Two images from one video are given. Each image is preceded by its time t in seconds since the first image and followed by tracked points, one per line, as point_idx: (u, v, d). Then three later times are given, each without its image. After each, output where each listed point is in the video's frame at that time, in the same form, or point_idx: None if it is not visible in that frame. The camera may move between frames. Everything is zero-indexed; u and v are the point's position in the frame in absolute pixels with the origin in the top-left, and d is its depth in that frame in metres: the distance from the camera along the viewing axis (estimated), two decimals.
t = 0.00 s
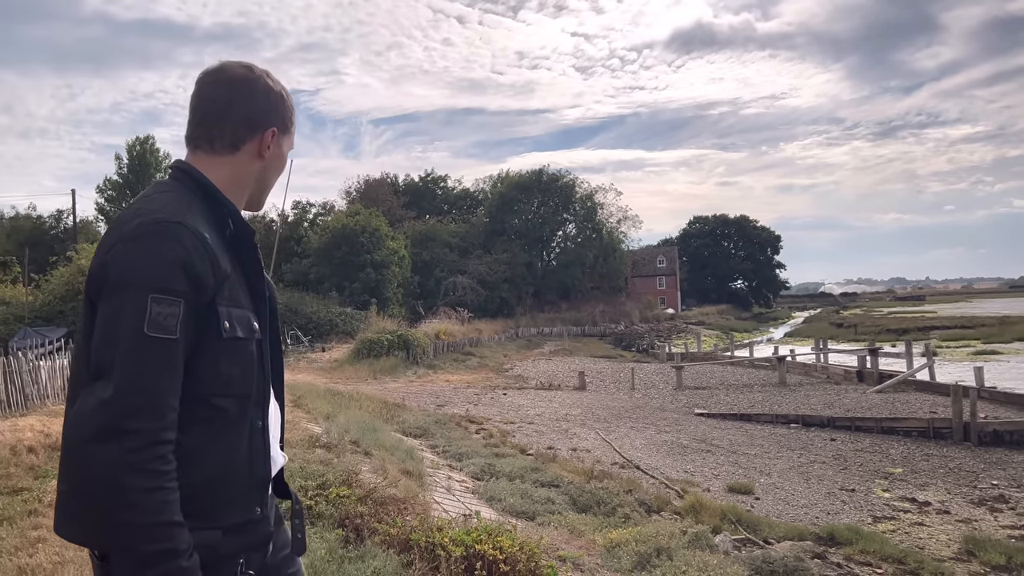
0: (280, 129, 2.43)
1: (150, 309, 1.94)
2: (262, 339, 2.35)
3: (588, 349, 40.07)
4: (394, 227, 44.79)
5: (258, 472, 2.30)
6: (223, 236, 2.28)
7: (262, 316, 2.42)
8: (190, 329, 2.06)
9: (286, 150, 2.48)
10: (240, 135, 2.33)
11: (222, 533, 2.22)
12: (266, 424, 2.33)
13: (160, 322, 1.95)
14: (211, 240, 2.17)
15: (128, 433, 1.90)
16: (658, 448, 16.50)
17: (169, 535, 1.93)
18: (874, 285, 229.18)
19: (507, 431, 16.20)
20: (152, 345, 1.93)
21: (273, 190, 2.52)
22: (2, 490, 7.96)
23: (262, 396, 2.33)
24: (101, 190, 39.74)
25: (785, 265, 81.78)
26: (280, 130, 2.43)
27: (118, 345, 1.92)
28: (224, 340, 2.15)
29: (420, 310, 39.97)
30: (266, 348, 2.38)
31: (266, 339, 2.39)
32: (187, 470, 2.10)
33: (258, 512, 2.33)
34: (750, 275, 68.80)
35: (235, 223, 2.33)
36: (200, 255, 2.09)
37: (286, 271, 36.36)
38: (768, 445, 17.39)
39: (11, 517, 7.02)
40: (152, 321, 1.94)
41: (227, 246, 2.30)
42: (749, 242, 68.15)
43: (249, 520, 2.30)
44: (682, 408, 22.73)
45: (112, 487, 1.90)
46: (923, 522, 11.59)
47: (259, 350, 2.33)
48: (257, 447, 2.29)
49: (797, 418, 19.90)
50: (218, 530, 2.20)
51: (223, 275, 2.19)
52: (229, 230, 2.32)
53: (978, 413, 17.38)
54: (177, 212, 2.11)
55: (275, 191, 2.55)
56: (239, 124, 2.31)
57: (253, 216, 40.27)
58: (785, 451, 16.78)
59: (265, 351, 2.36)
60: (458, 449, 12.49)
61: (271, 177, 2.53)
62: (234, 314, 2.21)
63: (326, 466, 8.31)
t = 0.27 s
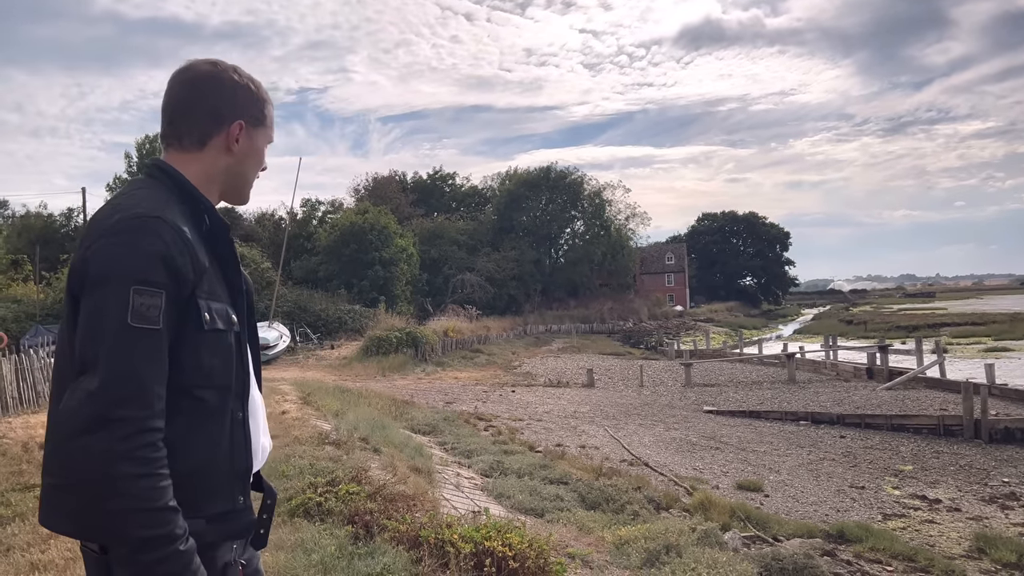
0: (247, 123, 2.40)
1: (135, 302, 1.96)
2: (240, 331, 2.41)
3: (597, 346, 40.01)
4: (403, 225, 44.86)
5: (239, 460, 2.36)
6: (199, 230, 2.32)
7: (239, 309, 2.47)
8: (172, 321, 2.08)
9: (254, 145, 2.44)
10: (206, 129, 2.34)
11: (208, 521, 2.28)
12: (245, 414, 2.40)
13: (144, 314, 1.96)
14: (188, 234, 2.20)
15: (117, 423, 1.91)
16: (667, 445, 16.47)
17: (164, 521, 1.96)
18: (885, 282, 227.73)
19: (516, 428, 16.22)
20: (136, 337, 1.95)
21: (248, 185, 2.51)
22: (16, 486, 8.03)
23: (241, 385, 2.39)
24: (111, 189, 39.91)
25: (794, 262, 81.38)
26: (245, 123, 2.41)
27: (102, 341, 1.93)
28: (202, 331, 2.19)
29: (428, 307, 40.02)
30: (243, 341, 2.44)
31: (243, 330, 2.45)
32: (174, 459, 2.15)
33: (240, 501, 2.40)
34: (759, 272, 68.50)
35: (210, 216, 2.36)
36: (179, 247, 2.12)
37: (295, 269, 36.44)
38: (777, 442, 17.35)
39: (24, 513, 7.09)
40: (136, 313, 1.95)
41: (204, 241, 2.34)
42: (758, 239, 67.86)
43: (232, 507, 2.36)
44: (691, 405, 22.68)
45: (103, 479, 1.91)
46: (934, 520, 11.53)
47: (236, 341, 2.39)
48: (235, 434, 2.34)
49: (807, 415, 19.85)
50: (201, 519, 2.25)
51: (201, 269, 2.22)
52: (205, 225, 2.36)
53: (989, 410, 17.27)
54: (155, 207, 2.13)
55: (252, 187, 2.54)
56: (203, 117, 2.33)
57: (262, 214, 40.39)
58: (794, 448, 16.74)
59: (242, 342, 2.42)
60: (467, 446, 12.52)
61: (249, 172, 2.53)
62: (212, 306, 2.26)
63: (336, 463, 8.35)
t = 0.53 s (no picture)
0: (164, 117, 2.38)
1: (111, 287, 1.98)
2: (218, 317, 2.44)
3: (601, 343, 39.99)
4: (407, 222, 44.86)
5: (232, 442, 2.42)
6: (172, 225, 2.36)
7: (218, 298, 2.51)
8: (154, 306, 2.12)
9: (170, 136, 2.37)
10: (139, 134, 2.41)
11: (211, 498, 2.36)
12: (236, 398, 2.45)
13: (123, 297, 1.99)
14: (160, 225, 2.24)
15: (116, 397, 1.92)
16: (671, 442, 16.46)
17: (182, 480, 2.00)
18: (891, 278, 226.80)
19: (520, 425, 16.25)
20: (118, 320, 1.97)
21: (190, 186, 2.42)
22: (22, 482, 8.07)
23: (226, 371, 2.45)
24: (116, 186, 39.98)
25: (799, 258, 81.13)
26: (164, 117, 2.38)
27: (85, 328, 1.95)
28: (181, 317, 2.22)
29: (432, 304, 40.06)
30: (223, 328, 2.47)
31: (224, 320, 2.51)
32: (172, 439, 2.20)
33: (237, 481, 2.46)
34: (764, 268, 68.31)
35: (182, 213, 2.40)
36: (154, 235, 2.17)
37: (299, 266, 36.49)
38: (781, 438, 17.33)
39: (29, 509, 7.12)
40: (115, 296, 1.98)
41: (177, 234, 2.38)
42: (763, 235, 67.67)
43: (230, 489, 2.43)
44: (696, 401, 22.67)
45: (111, 452, 1.93)
46: (939, 516, 11.51)
47: (217, 329, 2.44)
48: (225, 417, 2.40)
49: (812, 411, 19.81)
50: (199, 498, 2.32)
51: (177, 255, 2.25)
52: (178, 221, 2.39)
53: (994, 407, 17.21)
54: (126, 202, 2.17)
55: (205, 186, 2.48)
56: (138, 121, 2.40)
57: (266, 212, 40.44)
58: (798, 444, 16.72)
59: (225, 331, 2.48)
60: (471, 442, 12.54)
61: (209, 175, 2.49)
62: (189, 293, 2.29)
63: (340, 459, 8.37)
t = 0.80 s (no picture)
0: (142, 128, 2.58)
1: (68, 290, 2.15)
2: (194, 314, 2.51)
3: (602, 339, 40.00)
4: (408, 218, 44.81)
5: (204, 433, 2.49)
6: (146, 228, 2.47)
7: (200, 296, 2.59)
8: (114, 305, 2.24)
9: (146, 147, 2.58)
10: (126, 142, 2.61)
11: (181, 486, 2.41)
12: (209, 392, 2.52)
13: (78, 298, 2.16)
14: (126, 227, 2.37)
15: (68, 390, 2.09)
16: (672, 437, 16.48)
17: (129, 467, 2.15)
18: (892, 273, 226.47)
19: (521, 420, 16.27)
20: (71, 321, 2.14)
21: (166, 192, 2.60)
22: (24, 478, 8.08)
23: (200, 365, 2.51)
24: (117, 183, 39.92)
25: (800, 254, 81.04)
26: (142, 128, 2.59)
27: (46, 325, 2.14)
28: (147, 314, 2.33)
29: (433, 300, 40.06)
30: (202, 325, 2.55)
31: (201, 315, 2.57)
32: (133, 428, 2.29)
33: (207, 471, 2.52)
34: (765, 264, 68.23)
35: (159, 216, 2.51)
36: (115, 239, 2.29)
37: (300, 262, 36.47)
38: (782, 433, 17.34)
39: (31, 505, 7.15)
40: (71, 298, 2.15)
41: (153, 235, 2.49)
42: (764, 230, 67.59)
43: (199, 478, 2.50)
44: (697, 397, 22.69)
45: (62, 440, 2.11)
46: (939, 510, 11.52)
47: (196, 324, 2.53)
48: (197, 409, 2.47)
49: (813, 406, 19.82)
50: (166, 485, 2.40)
51: (143, 258, 2.36)
52: (153, 223, 2.50)
53: (995, 401, 17.21)
54: (91, 208, 2.34)
55: (184, 192, 2.66)
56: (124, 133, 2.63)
57: (267, 208, 40.40)
58: (799, 439, 16.72)
59: (202, 326, 2.54)
60: (472, 438, 12.55)
61: (184, 178, 2.64)
62: (159, 291, 2.39)
63: (341, 455, 8.39)
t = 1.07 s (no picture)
0: (142, 132, 2.61)
1: (43, 278, 2.21)
2: (179, 311, 2.52)
3: (601, 333, 40.01)
4: (407, 213, 44.76)
5: (175, 424, 2.46)
6: (135, 224, 2.50)
7: (188, 294, 2.59)
8: (92, 297, 2.28)
9: (146, 149, 2.60)
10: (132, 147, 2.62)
11: (144, 476, 2.38)
12: (187, 386, 2.50)
13: (53, 288, 2.20)
14: (111, 223, 2.41)
15: (23, 378, 2.15)
16: (671, 432, 16.49)
17: (52, 464, 2.17)
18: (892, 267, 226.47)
19: (521, 415, 16.29)
20: (44, 310, 2.19)
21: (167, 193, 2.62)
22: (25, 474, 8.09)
23: (183, 360, 2.51)
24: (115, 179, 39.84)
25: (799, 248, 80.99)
26: (142, 133, 2.62)
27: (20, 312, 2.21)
28: (124, 308, 2.35)
29: (433, 295, 40.07)
30: (188, 322, 2.54)
31: (190, 310, 2.58)
32: (91, 419, 2.31)
33: (176, 460, 2.47)
34: (765, 258, 68.23)
35: (152, 215, 2.55)
36: (94, 233, 2.33)
37: (300, 257, 36.45)
38: (782, 427, 17.35)
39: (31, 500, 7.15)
40: (46, 287, 2.20)
41: (142, 232, 2.51)
42: (763, 225, 67.58)
43: (165, 466, 2.44)
44: (696, 391, 22.71)
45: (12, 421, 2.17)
46: (938, 504, 11.55)
47: (183, 322, 2.54)
48: (170, 401, 2.46)
49: (812, 401, 19.84)
50: (127, 471, 2.36)
51: (125, 253, 2.39)
52: (146, 221, 2.54)
53: (994, 395, 17.21)
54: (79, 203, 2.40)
55: (180, 194, 2.67)
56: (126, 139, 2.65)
57: (266, 203, 40.35)
58: (799, 434, 16.74)
59: (188, 323, 2.55)
60: (472, 432, 12.57)
61: (184, 179, 2.66)
62: (140, 286, 2.41)
63: (341, 449, 8.40)
